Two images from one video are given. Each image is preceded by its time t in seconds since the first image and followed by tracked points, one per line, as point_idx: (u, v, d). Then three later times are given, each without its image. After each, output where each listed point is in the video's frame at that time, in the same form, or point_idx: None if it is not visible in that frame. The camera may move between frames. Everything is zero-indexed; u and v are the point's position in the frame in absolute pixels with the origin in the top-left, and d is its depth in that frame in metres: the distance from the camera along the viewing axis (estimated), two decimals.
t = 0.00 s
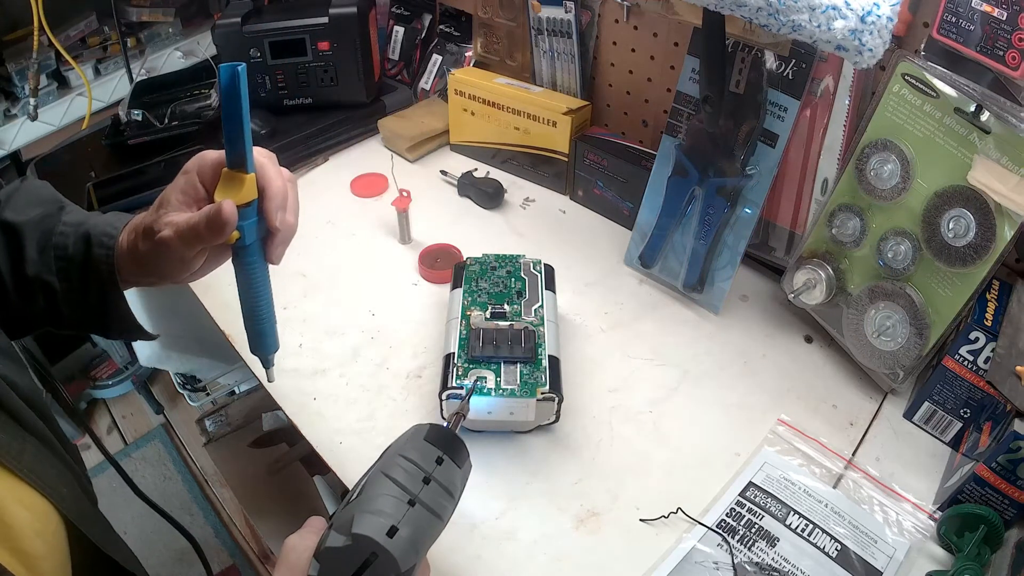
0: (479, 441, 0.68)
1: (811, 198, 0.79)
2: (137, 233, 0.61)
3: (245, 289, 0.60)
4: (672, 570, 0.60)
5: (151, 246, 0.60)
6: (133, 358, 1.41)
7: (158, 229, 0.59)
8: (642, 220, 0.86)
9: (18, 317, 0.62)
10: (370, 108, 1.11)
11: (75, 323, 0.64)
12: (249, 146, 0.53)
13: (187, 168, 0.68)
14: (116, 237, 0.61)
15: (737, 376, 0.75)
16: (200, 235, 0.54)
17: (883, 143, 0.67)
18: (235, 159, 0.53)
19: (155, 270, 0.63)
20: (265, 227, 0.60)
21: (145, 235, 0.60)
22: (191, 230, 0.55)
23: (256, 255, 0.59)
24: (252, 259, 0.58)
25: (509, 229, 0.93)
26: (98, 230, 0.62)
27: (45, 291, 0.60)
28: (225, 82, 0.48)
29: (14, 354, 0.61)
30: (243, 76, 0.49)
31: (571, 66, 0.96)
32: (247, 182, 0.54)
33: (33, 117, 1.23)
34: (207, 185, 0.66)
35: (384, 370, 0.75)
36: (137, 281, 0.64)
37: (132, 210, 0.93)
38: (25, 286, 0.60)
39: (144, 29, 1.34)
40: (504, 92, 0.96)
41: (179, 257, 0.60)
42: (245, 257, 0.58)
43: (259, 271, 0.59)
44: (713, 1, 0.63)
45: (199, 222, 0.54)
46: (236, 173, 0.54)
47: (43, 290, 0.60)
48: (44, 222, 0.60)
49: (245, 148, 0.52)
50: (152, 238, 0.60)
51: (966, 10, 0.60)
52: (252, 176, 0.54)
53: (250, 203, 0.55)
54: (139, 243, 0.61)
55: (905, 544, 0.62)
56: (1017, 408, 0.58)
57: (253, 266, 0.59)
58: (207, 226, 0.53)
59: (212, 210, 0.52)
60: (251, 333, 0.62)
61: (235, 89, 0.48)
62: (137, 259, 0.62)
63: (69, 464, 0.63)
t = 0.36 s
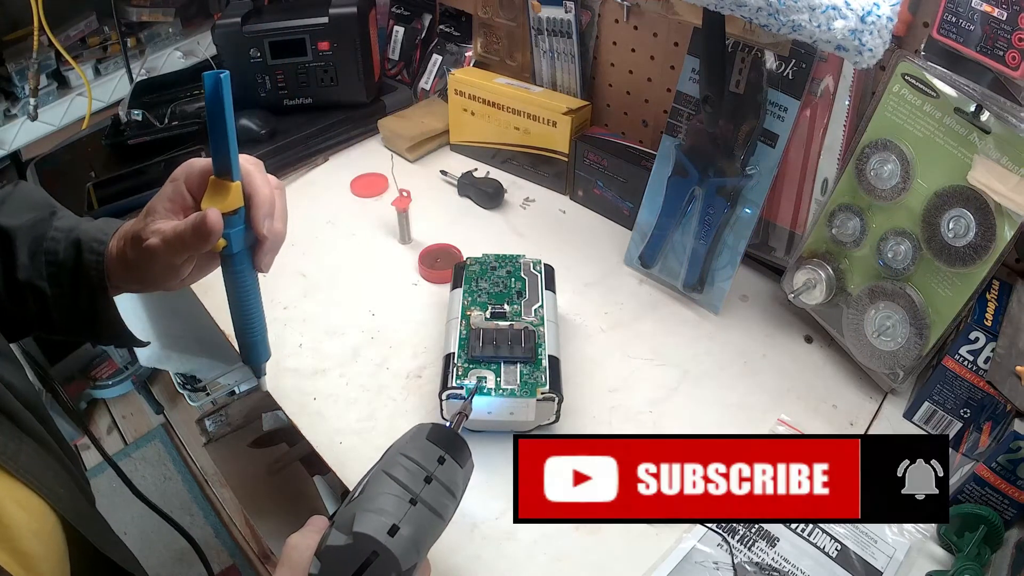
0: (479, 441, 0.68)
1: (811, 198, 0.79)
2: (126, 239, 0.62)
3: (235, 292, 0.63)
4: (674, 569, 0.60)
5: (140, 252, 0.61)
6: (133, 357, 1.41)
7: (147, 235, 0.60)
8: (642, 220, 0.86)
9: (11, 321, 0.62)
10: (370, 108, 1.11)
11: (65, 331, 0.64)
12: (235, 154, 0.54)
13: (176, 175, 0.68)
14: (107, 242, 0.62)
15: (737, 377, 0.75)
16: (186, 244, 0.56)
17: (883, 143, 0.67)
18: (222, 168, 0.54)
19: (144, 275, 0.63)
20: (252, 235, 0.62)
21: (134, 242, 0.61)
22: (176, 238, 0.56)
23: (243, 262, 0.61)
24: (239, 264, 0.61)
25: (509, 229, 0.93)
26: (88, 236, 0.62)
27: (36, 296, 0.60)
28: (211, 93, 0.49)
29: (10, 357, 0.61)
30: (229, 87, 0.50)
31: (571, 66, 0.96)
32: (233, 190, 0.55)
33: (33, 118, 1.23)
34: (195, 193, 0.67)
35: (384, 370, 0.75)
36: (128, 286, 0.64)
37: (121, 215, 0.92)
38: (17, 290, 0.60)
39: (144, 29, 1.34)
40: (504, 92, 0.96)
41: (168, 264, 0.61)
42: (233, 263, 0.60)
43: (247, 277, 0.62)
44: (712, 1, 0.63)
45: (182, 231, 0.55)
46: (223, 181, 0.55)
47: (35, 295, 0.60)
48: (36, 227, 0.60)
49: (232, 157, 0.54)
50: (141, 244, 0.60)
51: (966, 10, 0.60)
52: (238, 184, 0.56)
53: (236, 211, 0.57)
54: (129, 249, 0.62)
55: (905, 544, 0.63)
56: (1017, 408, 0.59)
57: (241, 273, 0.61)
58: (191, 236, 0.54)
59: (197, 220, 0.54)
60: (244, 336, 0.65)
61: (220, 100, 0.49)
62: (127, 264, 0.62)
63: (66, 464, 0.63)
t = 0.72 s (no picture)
0: (478, 441, 0.68)
1: (811, 198, 0.79)
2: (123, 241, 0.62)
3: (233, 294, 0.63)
4: (673, 569, 0.60)
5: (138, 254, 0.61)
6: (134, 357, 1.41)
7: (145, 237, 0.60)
8: (643, 220, 0.86)
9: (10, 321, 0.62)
10: (370, 108, 1.11)
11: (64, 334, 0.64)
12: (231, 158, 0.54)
13: (172, 178, 0.67)
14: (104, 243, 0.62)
15: (736, 377, 0.75)
16: (183, 247, 0.56)
17: (883, 143, 0.67)
18: (219, 172, 0.54)
19: (142, 277, 0.63)
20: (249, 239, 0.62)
21: (132, 244, 0.61)
22: (172, 241, 0.56)
23: (241, 265, 0.61)
24: (237, 267, 0.61)
25: (510, 229, 0.93)
26: (86, 237, 0.61)
27: (35, 296, 0.61)
28: (206, 97, 0.49)
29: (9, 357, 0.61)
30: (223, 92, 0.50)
31: (571, 66, 0.96)
32: (230, 194, 0.56)
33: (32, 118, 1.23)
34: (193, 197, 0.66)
35: (384, 370, 0.75)
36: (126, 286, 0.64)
37: (121, 214, 0.92)
38: (16, 291, 0.60)
39: (144, 29, 1.34)
40: (504, 92, 0.96)
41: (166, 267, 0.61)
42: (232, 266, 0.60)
43: (244, 280, 0.62)
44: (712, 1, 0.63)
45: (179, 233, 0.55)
46: (219, 185, 0.55)
47: (34, 295, 0.61)
48: (35, 227, 0.60)
49: (228, 161, 0.54)
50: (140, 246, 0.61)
51: (966, 10, 0.60)
52: (234, 188, 0.56)
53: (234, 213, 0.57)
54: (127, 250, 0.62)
55: (905, 544, 0.63)
56: (1017, 408, 0.59)
57: (239, 276, 0.62)
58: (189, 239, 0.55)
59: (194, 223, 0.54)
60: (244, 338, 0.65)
61: (215, 105, 0.49)
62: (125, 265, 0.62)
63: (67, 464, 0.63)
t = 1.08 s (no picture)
0: (479, 441, 0.68)
1: (811, 198, 0.80)
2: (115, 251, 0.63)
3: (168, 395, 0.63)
4: (673, 569, 0.60)
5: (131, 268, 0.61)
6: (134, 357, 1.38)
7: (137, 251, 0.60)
8: (643, 220, 0.86)
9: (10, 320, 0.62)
10: (370, 108, 1.11)
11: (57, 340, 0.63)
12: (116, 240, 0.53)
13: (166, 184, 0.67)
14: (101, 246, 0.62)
15: (736, 376, 0.75)
16: (93, 334, 0.56)
17: (882, 142, 0.67)
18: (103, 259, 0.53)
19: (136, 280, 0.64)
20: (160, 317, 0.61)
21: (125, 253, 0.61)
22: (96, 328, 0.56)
23: (159, 344, 0.61)
24: (158, 353, 0.61)
25: (510, 229, 0.93)
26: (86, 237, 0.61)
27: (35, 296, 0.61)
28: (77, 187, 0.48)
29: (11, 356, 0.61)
30: (88, 173, 0.48)
31: (571, 66, 0.96)
32: (120, 278, 0.55)
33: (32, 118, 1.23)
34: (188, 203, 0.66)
35: (384, 369, 0.75)
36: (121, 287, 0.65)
37: (117, 216, 0.92)
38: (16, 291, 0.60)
39: (144, 29, 1.34)
40: (504, 92, 0.96)
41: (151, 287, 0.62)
42: (149, 349, 0.60)
43: (167, 369, 0.62)
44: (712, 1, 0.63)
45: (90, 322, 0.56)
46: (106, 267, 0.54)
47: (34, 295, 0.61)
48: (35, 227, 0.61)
49: (113, 247, 0.52)
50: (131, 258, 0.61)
51: (966, 10, 0.59)
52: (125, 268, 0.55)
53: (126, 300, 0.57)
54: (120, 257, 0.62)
55: (905, 544, 0.63)
56: (1017, 408, 0.59)
57: (160, 358, 0.62)
58: (98, 329, 0.55)
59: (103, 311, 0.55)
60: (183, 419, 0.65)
61: (82, 192, 0.47)
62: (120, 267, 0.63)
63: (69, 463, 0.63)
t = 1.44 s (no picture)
0: (479, 441, 0.68)
1: (811, 198, 0.80)
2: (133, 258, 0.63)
3: (183, 399, 0.63)
4: (673, 569, 0.60)
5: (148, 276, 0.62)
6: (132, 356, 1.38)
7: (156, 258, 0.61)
8: (643, 220, 0.86)
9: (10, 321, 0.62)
10: (370, 108, 1.11)
11: (77, 345, 0.63)
12: (133, 245, 0.54)
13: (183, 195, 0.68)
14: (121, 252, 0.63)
15: (736, 376, 0.75)
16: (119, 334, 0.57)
17: (882, 142, 0.67)
18: (123, 265, 0.55)
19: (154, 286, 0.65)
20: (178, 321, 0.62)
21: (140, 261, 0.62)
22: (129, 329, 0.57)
23: (176, 350, 0.62)
24: (175, 359, 0.62)
25: (510, 229, 0.93)
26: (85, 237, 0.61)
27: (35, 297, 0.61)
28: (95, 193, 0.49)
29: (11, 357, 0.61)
30: (108, 179, 0.50)
31: (571, 66, 0.97)
32: (139, 285, 0.56)
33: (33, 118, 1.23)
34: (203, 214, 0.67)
35: (384, 369, 0.75)
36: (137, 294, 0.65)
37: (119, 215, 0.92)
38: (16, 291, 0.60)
39: (144, 29, 1.34)
40: (504, 92, 0.96)
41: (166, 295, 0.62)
42: (166, 355, 0.61)
43: (183, 370, 0.63)
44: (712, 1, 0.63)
45: (111, 328, 0.58)
46: (125, 274, 0.55)
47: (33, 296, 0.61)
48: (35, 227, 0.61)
49: (131, 253, 0.54)
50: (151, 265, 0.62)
51: (966, 10, 0.59)
52: (143, 274, 0.56)
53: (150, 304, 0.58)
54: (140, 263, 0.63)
55: (905, 544, 0.63)
56: (1017, 408, 0.59)
57: (176, 364, 0.62)
58: (120, 333, 0.57)
59: (124, 317, 0.57)
60: (199, 425, 0.65)
61: (103, 197, 0.49)
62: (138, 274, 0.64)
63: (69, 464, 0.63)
